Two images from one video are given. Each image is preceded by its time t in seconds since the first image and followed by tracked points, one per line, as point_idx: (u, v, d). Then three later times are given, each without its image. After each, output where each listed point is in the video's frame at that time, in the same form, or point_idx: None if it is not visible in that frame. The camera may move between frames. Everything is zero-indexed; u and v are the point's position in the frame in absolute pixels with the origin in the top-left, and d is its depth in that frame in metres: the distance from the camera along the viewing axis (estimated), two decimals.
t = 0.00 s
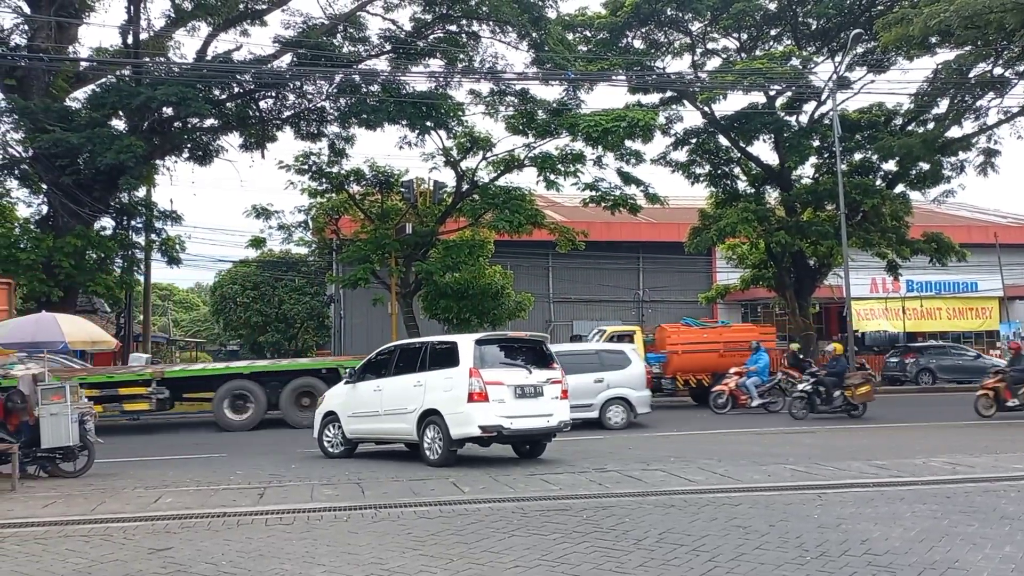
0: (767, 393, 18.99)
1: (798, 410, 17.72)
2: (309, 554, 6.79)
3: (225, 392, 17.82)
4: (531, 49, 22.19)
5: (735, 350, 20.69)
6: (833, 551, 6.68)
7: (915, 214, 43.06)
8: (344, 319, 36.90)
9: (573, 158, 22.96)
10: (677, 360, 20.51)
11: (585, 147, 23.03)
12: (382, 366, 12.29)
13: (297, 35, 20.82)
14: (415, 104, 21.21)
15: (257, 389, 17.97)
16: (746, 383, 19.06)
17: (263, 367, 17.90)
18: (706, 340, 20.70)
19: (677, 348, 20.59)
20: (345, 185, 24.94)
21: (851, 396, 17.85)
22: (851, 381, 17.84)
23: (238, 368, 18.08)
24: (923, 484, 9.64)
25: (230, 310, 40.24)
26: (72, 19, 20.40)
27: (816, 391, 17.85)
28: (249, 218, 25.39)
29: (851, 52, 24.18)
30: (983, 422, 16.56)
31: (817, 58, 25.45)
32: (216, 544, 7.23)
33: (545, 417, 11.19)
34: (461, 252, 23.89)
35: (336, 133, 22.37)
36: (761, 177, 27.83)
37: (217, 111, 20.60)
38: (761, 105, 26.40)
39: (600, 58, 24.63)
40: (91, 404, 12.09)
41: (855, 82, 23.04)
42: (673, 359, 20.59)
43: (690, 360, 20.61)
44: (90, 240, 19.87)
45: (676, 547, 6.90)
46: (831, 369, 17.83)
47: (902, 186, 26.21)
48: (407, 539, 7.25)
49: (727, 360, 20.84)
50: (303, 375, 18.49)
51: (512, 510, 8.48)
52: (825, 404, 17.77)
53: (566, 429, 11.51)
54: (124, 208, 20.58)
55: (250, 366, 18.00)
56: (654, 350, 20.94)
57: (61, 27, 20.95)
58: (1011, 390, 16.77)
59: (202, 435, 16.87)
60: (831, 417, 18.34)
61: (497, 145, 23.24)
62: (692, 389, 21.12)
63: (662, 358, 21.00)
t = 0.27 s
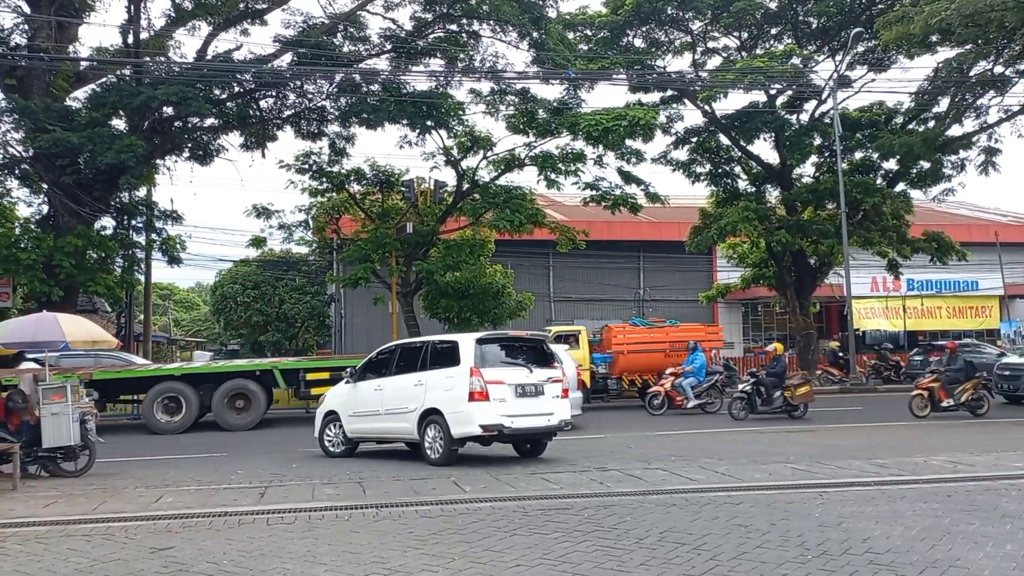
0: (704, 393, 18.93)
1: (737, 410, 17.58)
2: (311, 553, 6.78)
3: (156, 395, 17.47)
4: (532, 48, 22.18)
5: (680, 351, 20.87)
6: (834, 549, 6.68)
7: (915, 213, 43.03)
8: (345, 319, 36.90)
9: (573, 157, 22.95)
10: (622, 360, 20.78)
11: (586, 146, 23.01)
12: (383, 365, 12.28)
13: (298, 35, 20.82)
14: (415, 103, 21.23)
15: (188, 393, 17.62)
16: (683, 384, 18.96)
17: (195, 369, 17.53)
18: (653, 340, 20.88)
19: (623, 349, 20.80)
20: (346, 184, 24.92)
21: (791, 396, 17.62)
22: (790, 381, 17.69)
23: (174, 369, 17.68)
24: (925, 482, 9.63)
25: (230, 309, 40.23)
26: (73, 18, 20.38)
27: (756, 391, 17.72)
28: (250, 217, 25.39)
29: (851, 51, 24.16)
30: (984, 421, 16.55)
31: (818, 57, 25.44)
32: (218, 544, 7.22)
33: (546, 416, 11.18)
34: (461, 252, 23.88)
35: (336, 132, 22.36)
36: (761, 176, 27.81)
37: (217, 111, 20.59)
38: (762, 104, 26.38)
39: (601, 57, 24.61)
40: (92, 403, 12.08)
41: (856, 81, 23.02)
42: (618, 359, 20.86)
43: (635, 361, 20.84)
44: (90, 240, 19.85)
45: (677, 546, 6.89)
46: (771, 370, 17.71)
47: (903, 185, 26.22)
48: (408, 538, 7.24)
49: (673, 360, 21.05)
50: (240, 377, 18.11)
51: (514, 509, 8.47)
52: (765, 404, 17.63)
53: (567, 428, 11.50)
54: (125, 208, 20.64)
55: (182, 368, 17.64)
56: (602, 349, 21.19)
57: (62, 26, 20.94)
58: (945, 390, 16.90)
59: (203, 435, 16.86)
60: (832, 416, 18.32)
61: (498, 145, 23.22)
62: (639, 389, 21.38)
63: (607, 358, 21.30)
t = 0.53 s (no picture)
0: (639, 396, 18.55)
1: (677, 412, 17.12)
2: (313, 553, 6.79)
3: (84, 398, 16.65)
4: (534, 48, 22.20)
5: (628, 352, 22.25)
6: (837, 550, 6.68)
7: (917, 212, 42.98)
8: (347, 319, 36.92)
9: (574, 157, 22.95)
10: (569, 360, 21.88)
11: (587, 146, 23.02)
12: (385, 365, 12.29)
13: (300, 35, 20.83)
14: (417, 104, 21.26)
15: (120, 397, 16.78)
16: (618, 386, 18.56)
17: (123, 371, 16.75)
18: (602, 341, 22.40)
19: (570, 349, 22.07)
20: (347, 184, 24.94)
21: (732, 399, 17.19)
22: (731, 383, 17.25)
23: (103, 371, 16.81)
24: (928, 482, 9.63)
25: (232, 309, 40.28)
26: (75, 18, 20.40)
27: (696, 393, 17.28)
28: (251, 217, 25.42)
29: (853, 50, 24.16)
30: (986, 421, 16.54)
31: (820, 57, 25.45)
32: (221, 543, 7.25)
33: (547, 416, 11.20)
34: (463, 251, 23.89)
35: (338, 132, 22.38)
36: (763, 176, 27.82)
37: (219, 111, 20.61)
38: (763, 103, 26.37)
39: (603, 57, 24.60)
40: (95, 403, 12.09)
41: (857, 80, 23.01)
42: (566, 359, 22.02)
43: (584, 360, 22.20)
44: (92, 240, 19.87)
45: (680, 545, 6.91)
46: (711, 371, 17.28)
47: (905, 184, 26.21)
48: (410, 538, 7.25)
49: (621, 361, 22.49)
50: (174, 380, 17.41)
51: (516, 509, 8.49)
52: (705, 407, 17.17)
53: (568, 428, 11.52)
54: (127, 208, 20.70)
55: (115, 369, 16.76)
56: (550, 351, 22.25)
57: (64, 27, 20.95)
58: (879, 391, 17.02)
59: (205, 434, 16.88)
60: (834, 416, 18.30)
61: (499, 144, 23.24)
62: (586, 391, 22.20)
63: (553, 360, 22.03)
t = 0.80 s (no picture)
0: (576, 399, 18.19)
1: (615, 417, 16.94)
2: (316, 554, 6.78)
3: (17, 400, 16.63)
4: (535, 49, 22.19)
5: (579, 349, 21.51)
6: (839, 551, 6.67)
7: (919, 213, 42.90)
8: (348, 319, 36.93)
9: (576, 158, 22.95)
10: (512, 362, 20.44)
11: (589, 146, 23.01)
12: (386, 366, 12.28)
13: (301, 36, 20.82)
14: (418, 104, 21.26)
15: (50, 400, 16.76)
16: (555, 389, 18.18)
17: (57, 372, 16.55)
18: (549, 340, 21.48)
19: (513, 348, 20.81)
20: (349, 185, 24.95)
21: (670, 402, 16.89)
22: (669, 385, 16.94)
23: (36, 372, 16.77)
24: (930, 484, 9.62)
25: (234, 309, 40.34)
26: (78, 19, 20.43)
27: (635, 396, 16.97)
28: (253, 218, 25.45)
29: (855, 50, 24.13)
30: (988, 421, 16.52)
31: (821, 57, 25.42)
32: (223, 544, 7.25)
33: (549, 417, 11.19)
34: (465, 252, 23.88)
35: (340, 133, 22.39)
36: (765, 176, 27.81)
37: (221, 111, 20.62)
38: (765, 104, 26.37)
39: (604, 57, 24.59)
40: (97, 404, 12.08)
41: (859, 80, 22.99)
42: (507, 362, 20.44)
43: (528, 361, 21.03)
44: (94, 241, 19.88)
45: (682, 547, 6.89)
46: (650, 374, 16.88)
47: (907, 185, 26.18)
48: (412, 539, 7.25)
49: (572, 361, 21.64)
50: (105, 381, 17.35)
51: (518, 510, 8.49)
52: (644, 411, 16.85)
53: (570, 429, 11.51)
54: (129, 209, 20.72)
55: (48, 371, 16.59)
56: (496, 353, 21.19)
57: (66, 28, 20.97)
58: (812, 393, 16.85)
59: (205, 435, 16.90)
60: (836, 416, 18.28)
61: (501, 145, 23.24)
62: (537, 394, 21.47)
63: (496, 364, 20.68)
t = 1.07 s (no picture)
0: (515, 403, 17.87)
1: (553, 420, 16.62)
2: (318, 554, 6.80)
3: None
4: (537, 50, 22.20)
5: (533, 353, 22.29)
6: (841, 551, 6.68)
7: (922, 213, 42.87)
8: (350, 320, 36.96)
9: (578, 158, 22.95)
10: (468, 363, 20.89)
11: (591, 147, 23.02)
12: (388, 366, 12.28)
13: (303, 37, 20.81)
14: (420, 105, 21.27)
15: None
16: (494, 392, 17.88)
17: None
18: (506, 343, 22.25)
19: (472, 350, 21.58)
20: (351, 185, 24.97)
21: (605, 405, 16.65)
22: (606, 389, 16.69)
23: None
24: (932, 484, 9.61)
25: (237, 310, 40.41)
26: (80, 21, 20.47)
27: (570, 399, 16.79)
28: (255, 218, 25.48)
29: (857, 51, 24.10)
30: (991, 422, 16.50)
31: (823, 57, 25.40)
32: (225, 544, 7.27)
33: (550, 417, 11.20)
34: (466, 253, 23.89)
35: (342, 134, 22.42)
36: (767, 177, 27.82)
37: (223, 112, 20.65)
38: (767, 105, 26.37)
39: (606, 58, 24.60)
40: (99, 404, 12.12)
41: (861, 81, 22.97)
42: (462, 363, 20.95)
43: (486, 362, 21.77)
44: (97, 241, 19.91)
45: (683, 547, 6.90)
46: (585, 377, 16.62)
47: (909, 186, 26.18)
48: (414, 539, 7.27)
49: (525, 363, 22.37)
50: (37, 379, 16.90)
51: (520, 510, 8.50)
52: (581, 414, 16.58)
53: (572, 430, 11.52)
54: (132, 209, 20.76)
55: None
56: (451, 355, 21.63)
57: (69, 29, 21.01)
58: (743, 396, 16.78)
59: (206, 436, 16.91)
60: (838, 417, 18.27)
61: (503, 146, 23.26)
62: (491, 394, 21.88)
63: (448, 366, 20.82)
